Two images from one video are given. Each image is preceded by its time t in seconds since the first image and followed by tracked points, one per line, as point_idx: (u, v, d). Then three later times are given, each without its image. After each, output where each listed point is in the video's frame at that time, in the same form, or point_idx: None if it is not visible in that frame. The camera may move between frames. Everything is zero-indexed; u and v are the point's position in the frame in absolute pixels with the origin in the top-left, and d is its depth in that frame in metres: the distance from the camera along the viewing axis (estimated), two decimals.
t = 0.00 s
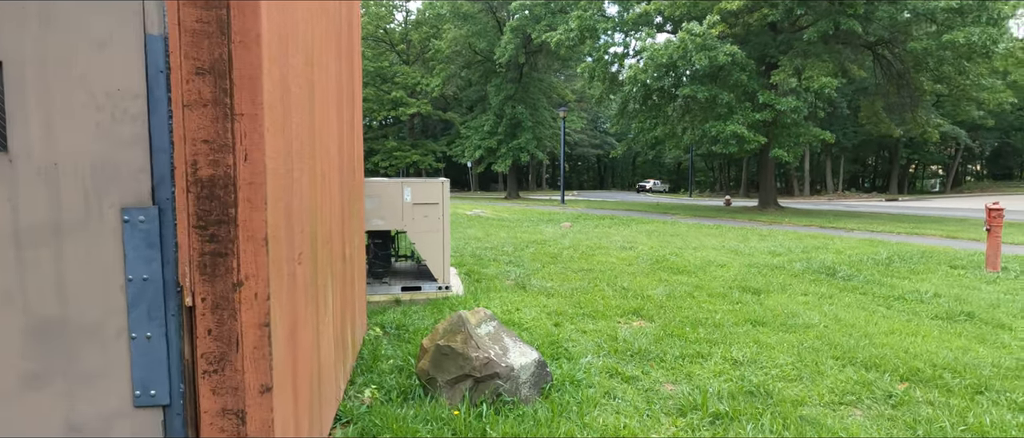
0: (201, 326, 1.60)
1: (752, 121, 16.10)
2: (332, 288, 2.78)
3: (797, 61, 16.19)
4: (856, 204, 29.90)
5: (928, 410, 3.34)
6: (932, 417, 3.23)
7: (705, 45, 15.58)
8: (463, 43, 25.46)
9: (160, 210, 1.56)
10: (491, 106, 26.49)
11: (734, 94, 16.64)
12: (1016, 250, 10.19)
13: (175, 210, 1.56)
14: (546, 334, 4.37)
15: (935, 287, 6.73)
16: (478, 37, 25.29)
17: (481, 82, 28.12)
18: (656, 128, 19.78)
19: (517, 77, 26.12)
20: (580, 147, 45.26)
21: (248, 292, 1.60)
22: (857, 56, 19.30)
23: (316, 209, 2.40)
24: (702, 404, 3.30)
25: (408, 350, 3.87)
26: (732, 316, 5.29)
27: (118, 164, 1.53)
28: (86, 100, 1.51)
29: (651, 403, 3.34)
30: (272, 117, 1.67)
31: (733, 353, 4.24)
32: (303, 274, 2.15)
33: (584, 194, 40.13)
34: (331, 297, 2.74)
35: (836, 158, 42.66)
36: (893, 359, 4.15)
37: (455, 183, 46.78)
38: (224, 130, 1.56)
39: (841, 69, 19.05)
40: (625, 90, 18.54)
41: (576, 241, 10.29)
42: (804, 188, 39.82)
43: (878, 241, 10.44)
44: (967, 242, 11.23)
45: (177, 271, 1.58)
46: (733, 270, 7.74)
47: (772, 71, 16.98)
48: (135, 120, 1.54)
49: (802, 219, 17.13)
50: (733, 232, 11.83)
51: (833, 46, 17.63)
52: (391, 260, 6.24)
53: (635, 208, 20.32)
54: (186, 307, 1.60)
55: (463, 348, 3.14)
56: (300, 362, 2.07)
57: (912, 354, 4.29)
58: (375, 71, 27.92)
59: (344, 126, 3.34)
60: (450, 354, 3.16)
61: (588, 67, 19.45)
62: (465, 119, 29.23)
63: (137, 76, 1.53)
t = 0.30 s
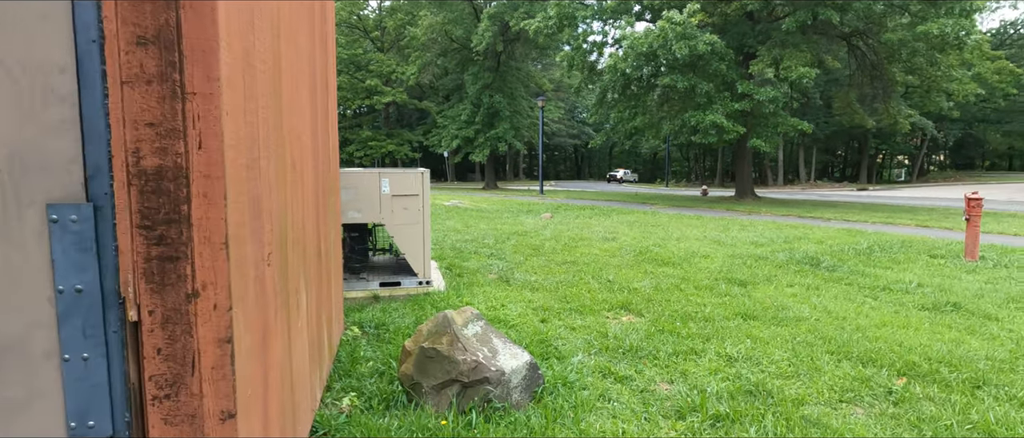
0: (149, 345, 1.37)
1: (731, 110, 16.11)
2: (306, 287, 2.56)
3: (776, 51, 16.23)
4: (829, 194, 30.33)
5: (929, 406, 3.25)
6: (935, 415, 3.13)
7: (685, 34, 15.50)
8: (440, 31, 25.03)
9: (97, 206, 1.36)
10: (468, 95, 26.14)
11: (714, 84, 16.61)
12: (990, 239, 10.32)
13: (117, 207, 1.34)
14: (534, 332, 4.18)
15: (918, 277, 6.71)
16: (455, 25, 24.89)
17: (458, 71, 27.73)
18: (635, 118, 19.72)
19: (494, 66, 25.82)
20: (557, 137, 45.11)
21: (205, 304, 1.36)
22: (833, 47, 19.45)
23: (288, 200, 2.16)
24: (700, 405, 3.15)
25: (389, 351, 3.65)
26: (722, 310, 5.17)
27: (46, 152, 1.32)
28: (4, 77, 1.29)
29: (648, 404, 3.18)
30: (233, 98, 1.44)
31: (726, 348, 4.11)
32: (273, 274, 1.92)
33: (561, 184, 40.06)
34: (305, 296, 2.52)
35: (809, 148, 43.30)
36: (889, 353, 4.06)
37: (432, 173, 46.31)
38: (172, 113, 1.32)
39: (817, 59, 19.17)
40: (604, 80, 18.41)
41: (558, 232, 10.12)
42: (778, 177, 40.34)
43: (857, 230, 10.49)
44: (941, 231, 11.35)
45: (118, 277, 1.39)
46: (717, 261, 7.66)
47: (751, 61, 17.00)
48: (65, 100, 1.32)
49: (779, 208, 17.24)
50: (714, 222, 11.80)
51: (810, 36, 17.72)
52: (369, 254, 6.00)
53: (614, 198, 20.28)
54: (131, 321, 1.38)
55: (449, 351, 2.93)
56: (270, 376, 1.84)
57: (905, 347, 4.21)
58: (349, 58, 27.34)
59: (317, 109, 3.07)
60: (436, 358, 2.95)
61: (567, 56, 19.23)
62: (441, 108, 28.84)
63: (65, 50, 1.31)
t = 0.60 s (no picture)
0: (108, 385, 1.22)
1: (716, 108, 16.12)
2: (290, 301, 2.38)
3: (761, 49, 16.26)
4: (810, 190, 30.63)
5: (940, 414, 3.15)
6: (946, 424, 3.03)
7: (671, 31, 15.45)
8: (423, 27, 24.74)
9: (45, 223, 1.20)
10: (451, 92, 25.86)
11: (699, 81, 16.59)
12: (973, 236, 10.41)
13: (67, 225, 1.18)
14: (528, 339, 4.02)
15: (909, 276, 6.68)
16: (438, 21, 24.62)
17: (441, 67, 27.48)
18: (620, 116, 19.66)
19: (477, 62, 25.60)
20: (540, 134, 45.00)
21: (173, 336, 1.21)
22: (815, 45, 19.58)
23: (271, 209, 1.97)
24: (706, 417, 3.02)
25: (378, 363, 3.47)
26: (719, 313, 5.06)
27: None
28: None
29: (652, 417, 3.05)
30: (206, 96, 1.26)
31: (727, 354, 3.99)
32: (254, 293, 1.74)
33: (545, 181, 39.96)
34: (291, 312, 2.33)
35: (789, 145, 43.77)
36: (891, 358, 3.97)
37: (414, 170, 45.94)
38: (133, 113, 1.16)
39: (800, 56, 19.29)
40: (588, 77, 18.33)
41: (545, 231, 9.98)
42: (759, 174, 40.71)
43: (844, 228, 10.51)
44: (925, 229, 11.43)
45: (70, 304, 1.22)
46: (708, 261, 7.57)
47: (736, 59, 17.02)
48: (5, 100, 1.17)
49: (763, 205, 17.30)
50: (701, 220, 11.76)
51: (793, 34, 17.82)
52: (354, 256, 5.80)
53: (598, 196, 20.22)
54: (85, 357, 1.23)
55: (443, 365, 2.76)
56: (252, 405, 1.67)
57: (907, 351, 4.13)
58: (329, 54, 26.94)
59: (302, 106, 2.88)
60: (428, 372, 2.78)
61: (551, 52, 19.08)
62: (424, 105, 28.56)
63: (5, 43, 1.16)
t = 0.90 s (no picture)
0: (58, 416, 1.11)
1: (707, 108, 16.07)
2: (275, 308, 2.23)
3: (751, 49, 16.24)
4: (798, 190, 30.67)
5: (952, 422, 3.05)
6: (961, 431, 2.93)
7: (662, 30, 15.39)
8: (411, 26, 24.51)
9: None
10: (440, 92, 25.64)
11: (689, 81, 16.55)
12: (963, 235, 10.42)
13: (8, 232, 1.05)
14: (526, 345, 3.86)
15: (906, 277, 6.61)
16: (426, 20, 24.39)
17: (430, 66, 27.24)
18: (611, 115, 19.60)
19: (466, 62, 25.40)
20: (529, 134, 44.84)
21: (134, 359, 1.11)
22: (805, 45, 19.61)
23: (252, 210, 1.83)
24: (712, 427, 2.89)
25: (369, 372, 3.32)
26: (719, 315, 4.94)
27: None
28: None
29: (657, 427, 2.91)
30: (174, 82, 1.14)
31: (731, 358, 3.87)
32: (235, 304, 1.61)
33: (534, 182, 39.85)
34: (275, 320, 2.19)
35: (777, 146, 44.01)
36: (897, 361, 3.87)
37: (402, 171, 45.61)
38: (85, 100, 1.04)
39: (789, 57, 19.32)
40: (579, 76, 18.22)
41: (537, 232, 9.83)
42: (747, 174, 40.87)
43: (836, 228, 10.46)
44: (915, 229, 11.43)
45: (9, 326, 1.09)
46: (703, 262, 7.47)
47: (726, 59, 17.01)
48: None
49: (754, 205, 17.28)
50: (694, 220, 11.67)
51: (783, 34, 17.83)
52: (342, 258, 5.57)
53: (589, 196, 20.11)
54: (30, 385, 1.11)
55: (439, 374, 2.61)
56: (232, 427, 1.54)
57: (913, 354, 4.03)
58: (316, 53, 26.63)
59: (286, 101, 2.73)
60: (423, 382, 2.62)
61: (541, 51, 18.93)
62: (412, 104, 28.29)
63: None
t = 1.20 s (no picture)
0: None
1: (703, 107, 15.95)
2: (255, 323, 2.06)
3: (747, 48, 16.11)
4: (793, 190, 30.55)
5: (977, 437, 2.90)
6: None
7: (658, 29, 15.22)
8: (404, 24, 24.24)
9: None
10: (434, 91, 25.39)
11: (686, 80, 16.40)
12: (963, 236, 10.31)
13: None
14: (524, 353, 3.68)
15: (910, 279, 6.47)
16: (420, 18, 24.14)
17: (423, 65, 26.98)
18: (606, 115, 19.42)
19: (460, 61, 25.17)
20: (523, 134, 44.63)
21: (61, 378, 1.01)
22: (800, 45, 19.51)
23: (227, 217, 1.69)
24: None
25: (358, 384, 3.14)
26: (723, 320, 4.78)
27: None
28: None
29: None
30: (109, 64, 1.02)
31: (739, 367, 3.69)
32: (206, 319, 1.45)
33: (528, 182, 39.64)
34: (254, 335, 2.03)
35: (771, 146, 44.00)
36: (912, 369, 3.72)
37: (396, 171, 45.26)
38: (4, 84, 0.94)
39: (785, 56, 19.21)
40: (574, 75, 18.04)
41: (533, 233, 9.63)
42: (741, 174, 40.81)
43: (835, 229, 10.34)
44: (914, 229, 11.34)
45: None
46: (703, 264, 7.31)
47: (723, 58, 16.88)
48: None
49: (750, 206, 17.15)
50: (691, 221, 11.52)
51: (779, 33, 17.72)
52: (331, 261, 5.38)
53: (583, 196, 19.93)
54: None
55: (433, 390, 2.43)
56: None
57: (927, 362, 3.88)
58: (308, 51, 26.32)
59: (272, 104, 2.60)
60: (416, 398, 2.44)
61: (536, 50, 18.73)
62: (406, 104, 28.02)
63: None
